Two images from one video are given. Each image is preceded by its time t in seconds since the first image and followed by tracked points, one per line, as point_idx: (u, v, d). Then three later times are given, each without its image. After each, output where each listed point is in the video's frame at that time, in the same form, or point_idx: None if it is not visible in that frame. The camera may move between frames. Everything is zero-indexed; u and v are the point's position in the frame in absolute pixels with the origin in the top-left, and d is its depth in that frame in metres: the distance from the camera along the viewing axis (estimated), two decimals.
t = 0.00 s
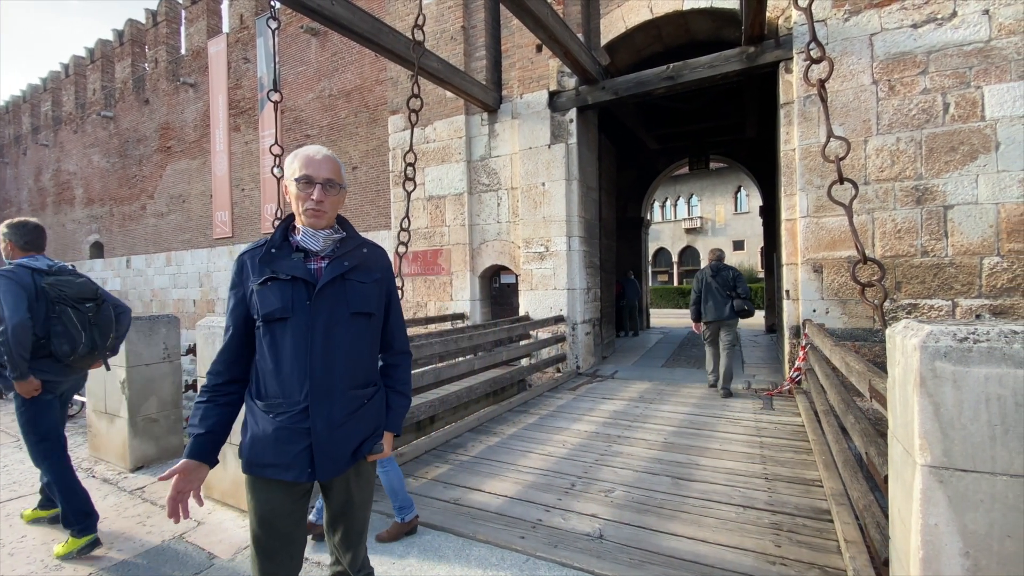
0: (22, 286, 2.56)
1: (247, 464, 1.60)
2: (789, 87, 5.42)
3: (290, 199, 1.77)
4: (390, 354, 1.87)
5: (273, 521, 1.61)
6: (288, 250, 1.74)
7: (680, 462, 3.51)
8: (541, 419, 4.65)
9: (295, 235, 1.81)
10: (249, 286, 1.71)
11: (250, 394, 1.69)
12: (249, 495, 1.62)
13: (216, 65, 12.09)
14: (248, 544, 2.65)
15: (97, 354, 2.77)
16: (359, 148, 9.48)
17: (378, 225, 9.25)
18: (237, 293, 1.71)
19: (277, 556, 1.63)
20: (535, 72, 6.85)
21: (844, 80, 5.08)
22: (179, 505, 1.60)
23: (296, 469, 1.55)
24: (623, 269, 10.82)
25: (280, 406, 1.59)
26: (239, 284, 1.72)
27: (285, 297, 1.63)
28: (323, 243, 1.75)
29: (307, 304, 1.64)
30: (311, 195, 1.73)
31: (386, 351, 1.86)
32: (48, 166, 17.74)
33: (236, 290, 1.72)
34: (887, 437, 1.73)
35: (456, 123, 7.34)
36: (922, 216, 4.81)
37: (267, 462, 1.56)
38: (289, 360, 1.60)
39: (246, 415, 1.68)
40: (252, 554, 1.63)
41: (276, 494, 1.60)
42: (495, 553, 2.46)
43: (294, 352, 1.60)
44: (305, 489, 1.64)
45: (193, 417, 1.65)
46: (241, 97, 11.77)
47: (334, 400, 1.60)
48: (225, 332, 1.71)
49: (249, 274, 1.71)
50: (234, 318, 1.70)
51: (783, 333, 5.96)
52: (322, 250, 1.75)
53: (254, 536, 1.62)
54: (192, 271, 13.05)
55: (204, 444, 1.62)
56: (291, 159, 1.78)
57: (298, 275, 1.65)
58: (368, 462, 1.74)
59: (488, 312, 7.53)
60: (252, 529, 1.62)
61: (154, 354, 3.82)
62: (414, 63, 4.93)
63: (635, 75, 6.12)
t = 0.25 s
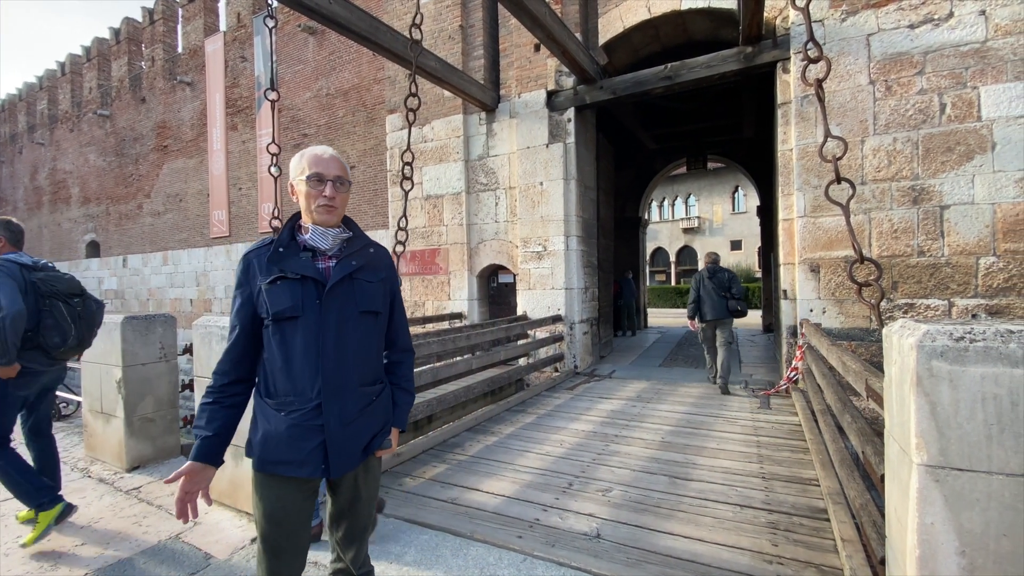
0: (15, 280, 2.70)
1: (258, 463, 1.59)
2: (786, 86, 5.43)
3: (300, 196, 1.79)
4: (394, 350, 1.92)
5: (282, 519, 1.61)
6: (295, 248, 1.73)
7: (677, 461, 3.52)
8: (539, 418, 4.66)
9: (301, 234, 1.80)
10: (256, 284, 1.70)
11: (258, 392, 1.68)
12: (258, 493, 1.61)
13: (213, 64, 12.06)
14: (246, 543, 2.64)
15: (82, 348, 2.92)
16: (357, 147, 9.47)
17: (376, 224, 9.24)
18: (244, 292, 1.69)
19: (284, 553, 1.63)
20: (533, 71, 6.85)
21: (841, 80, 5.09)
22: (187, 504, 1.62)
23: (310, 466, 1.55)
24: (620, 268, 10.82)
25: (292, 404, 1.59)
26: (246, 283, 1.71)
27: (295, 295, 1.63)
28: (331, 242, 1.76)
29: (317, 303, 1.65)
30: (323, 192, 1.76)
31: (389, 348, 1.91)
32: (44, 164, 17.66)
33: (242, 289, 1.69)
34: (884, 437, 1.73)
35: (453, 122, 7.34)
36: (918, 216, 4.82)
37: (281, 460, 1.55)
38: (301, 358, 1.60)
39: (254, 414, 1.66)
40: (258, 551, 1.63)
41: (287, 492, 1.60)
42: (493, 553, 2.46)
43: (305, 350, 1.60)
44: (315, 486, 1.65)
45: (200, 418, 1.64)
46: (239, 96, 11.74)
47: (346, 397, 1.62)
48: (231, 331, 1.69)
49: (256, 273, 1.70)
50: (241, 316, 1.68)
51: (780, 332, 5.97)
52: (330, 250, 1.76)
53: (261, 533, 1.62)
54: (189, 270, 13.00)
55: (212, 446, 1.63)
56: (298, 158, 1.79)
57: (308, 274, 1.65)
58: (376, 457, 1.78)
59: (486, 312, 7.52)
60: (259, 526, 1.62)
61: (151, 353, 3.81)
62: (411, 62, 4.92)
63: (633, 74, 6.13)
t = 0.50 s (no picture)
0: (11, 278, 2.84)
1: (272, 460, 1.62)
2: (784, 86, 5.44)
3: (309, 200, 1.83)
4: (402, 348, 1.95)
5: (293, 514, 1.64)
6: (305, 250, 1.76)
7: (675, 460, 3.53)
8: (537, 417, 4.66)
9: (311, 235, 1.83)
10: (267, 286, 1.72)
11: (272, 391, 1.71)
12: (269, 488, 1.64)
13: (210, 62, 12.01)
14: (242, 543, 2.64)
15: (66, 347, 3.06)
16: (354, 146, 9.45)
17: (373, 223, 9.22)
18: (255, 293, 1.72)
19: (294, 549, 1.66)
20: (530, 70, 6.85)
21: (838, 81, 5.10)
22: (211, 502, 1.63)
23: (324, 462, 1.59)
24: (618, 268, 10.83)
25: (306, 402, 1.62)
26: (257, 284, 1.73)
27: (307, 296, 1.66)
28: (340, 244, 1.80)
29: (329, 303, 1.68)
30: (327, 195, 1.78)
31: (398, 346, 1.94)
32: (40, 163, 17.57)
33: (254, 290, 1.72)
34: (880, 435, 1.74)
35: (451, 121, 7.33)
36: (915, 216, 4.84)
37: (296, 457, 1.59)
38: (313, 357, 1.63)
39: (268, 412, 1.70)
40: (267, 550, 1.66)
41: (300, 488, 1.63)
42: (491, 552, 2.46)
43: (319, 350, 1.64)
44: (327, 483, 1.69)
45: (216, 418, 1.64)
46: (235, 94, 11.70)
47: (357, 394, 1.66)
48: (242, 332, 1.72)
49: (266, 274, 1.72)
50: (252, 317, 1.71)
51: (777, 332, 5.98)
52: (339, 251, 1.79)
53: (271, 528, 1.65)
54: (185, 269, 12.95)
55: (231, 446, 1.64)
56: (307, 163, 1.84)
57: (319, 275, 1.68)
58: (386, 452, 1.81)
59: (484, 311, 7.52)
60: (270, 521, 1.65)
61: (147, 352, 3.79)
62: (409, 60, 4.91)
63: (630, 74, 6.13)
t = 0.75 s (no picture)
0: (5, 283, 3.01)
1: (273, 455, 1.63)
2: (781, 86, 5.45)
3: (315, 200, 1.82)
4: (407, 348, 1.95)
5: (298, 510, 1.64)
6: (311, 249, 1.78)
7: (672, 459, 3.54)
8: (534, 416, 4.66)
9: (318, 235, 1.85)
10: (274, 284, 1.74)
11: (275, 387, 1.73)
12: (274, 484, 1.64)
13: (206, 60, 11.96)
14: (240, 542, 2.63)
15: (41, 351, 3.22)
16: (352, 145, 9.43)
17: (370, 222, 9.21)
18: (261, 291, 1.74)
19: (300, 546, 1.66)
20: (528, 69, 6.84)
21: (835, 80, 5.11)
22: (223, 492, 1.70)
23: (322, 458, 1.59)
24: (616, 267, 10.84)
25: (306, 399, 1.63)
26: (263, 282, 1.75)
27: (311, 295, 1.67)
28: (345, 244, 1.80)
29: (332, 302, 1.69)
30: (330, 196, 1.78)
31: (403, 346, 1.95)
32: (35, 161, 17.48)
33: (260, 288, 1.74)
34: (876, 434, 1.75)
35: (449, 120, 7.32)
36: (911, 216, 4.86)
37: (295, 452, 1.59)
38: (315, 355, 1.64)
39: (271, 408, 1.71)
40: (273, 546, 1.66)
41: (302, 483, 1.63)
42: (488, 551, 2.46)
43: (321, 348, 1.65)
44: (329, 480, 1.69)
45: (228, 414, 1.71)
46: (232, 92, 11.65)
47: (358, 392, 1.66)
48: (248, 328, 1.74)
49: (273, 272, 1.74)
50: (257, 313, 1.73)
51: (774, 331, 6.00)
52: (345, 251, 1.80)
53: (277, 524, 1.65)
54: (182, 268, 12.91)
55: (241, 440, 1.71)
56: (313, 163, 1.84)
57: (323, 274, 1.69)
58: (388, 451, 1.81)
59: (481, 310, 7.51)
60: (275, 517, 1.64)
61: (143, 351, 3.78)
62: (407, 58, 4.89)
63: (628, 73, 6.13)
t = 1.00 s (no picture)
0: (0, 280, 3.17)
1: (268, 452, 1.65)
2: (779, 86, 5.46)
3: (314, 199, 1.83)
4: (408, 348, 1.94)
5: (293, 508, 1.64)
6: (312, 247, 1.79)
7: (669, 458, 3.54)
8: (532, 416, 4.66)
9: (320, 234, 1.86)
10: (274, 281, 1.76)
11: (274, 384, 1.74)
12: (270, 482, 1.65)
13: (203, 58, 11.92)
14: (236, 541, 2.62)
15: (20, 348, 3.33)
16: (349, 143, 9.41)
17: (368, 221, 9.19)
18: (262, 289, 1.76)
19: (296, 544, 1.65)
20: (526, 68, 6.83)
21: (832, 80, 5.12)
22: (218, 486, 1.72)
23: (314, 457, 1.59)
24: (613, 267, 10.85)
25: (300, 397, 1.64)
26: (264, 281, 1.77)
27: (308, 293, 1.68)
28: (344, 242, 1.80)
29: (329, 300, 1.69)
30: (329, 195, 1.77)
31: (403, 345, 1.94)
32: (30, 159, 17.38)
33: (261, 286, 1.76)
34: (873, 434, 1.75)
35: (447, 119, 7.31)
36: (907, 216, 4.87)
37: (288, 450, 1.61)
38: (310, 353, 1.65)
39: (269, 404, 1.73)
40: (269, 543, 1.66)
41: (297, 481, 1.64)
42: (485, 550, 2.46)
43: (316, 346, 1.65)
44: (324, 478, 1.69)
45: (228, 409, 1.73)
46: (229, 90, 11.61)
47: (352, 392, 1.65)
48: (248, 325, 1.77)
49: (274, 270, 1.75)
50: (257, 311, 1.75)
51: (771, 331, 6.01)
52: (344, 249, 1.79)
53: (272, 522, 1.65)
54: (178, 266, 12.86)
55: (238, 436, 1.71)
56: (313, 162, 1.84)
57: (321, 273, 1.69)
58: (384, 452, 1.80)
59: (479, 309, 7.51)
60: (271, 515, 1.65)
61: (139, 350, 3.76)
62: (405, 56, 4.88)
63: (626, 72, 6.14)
